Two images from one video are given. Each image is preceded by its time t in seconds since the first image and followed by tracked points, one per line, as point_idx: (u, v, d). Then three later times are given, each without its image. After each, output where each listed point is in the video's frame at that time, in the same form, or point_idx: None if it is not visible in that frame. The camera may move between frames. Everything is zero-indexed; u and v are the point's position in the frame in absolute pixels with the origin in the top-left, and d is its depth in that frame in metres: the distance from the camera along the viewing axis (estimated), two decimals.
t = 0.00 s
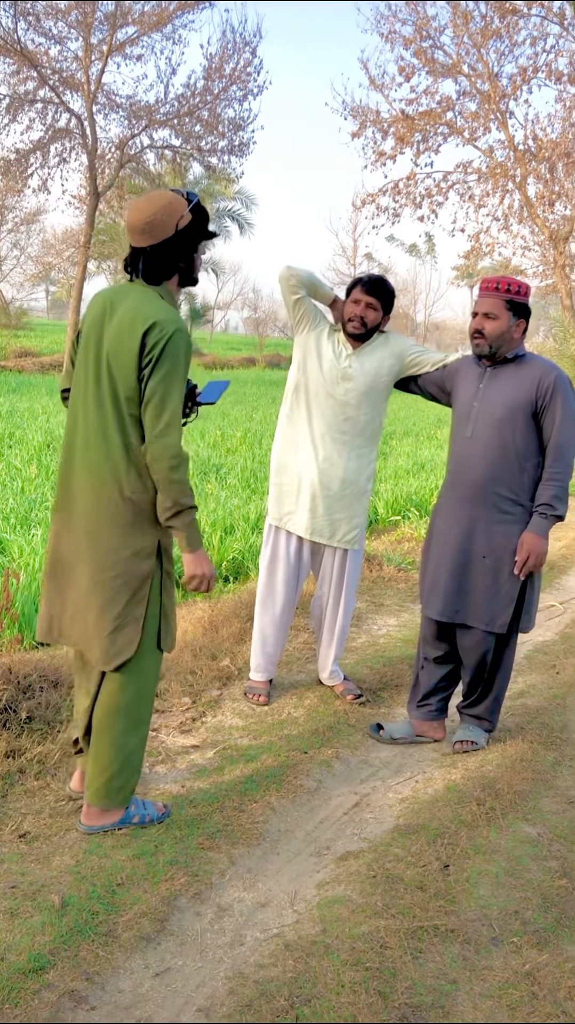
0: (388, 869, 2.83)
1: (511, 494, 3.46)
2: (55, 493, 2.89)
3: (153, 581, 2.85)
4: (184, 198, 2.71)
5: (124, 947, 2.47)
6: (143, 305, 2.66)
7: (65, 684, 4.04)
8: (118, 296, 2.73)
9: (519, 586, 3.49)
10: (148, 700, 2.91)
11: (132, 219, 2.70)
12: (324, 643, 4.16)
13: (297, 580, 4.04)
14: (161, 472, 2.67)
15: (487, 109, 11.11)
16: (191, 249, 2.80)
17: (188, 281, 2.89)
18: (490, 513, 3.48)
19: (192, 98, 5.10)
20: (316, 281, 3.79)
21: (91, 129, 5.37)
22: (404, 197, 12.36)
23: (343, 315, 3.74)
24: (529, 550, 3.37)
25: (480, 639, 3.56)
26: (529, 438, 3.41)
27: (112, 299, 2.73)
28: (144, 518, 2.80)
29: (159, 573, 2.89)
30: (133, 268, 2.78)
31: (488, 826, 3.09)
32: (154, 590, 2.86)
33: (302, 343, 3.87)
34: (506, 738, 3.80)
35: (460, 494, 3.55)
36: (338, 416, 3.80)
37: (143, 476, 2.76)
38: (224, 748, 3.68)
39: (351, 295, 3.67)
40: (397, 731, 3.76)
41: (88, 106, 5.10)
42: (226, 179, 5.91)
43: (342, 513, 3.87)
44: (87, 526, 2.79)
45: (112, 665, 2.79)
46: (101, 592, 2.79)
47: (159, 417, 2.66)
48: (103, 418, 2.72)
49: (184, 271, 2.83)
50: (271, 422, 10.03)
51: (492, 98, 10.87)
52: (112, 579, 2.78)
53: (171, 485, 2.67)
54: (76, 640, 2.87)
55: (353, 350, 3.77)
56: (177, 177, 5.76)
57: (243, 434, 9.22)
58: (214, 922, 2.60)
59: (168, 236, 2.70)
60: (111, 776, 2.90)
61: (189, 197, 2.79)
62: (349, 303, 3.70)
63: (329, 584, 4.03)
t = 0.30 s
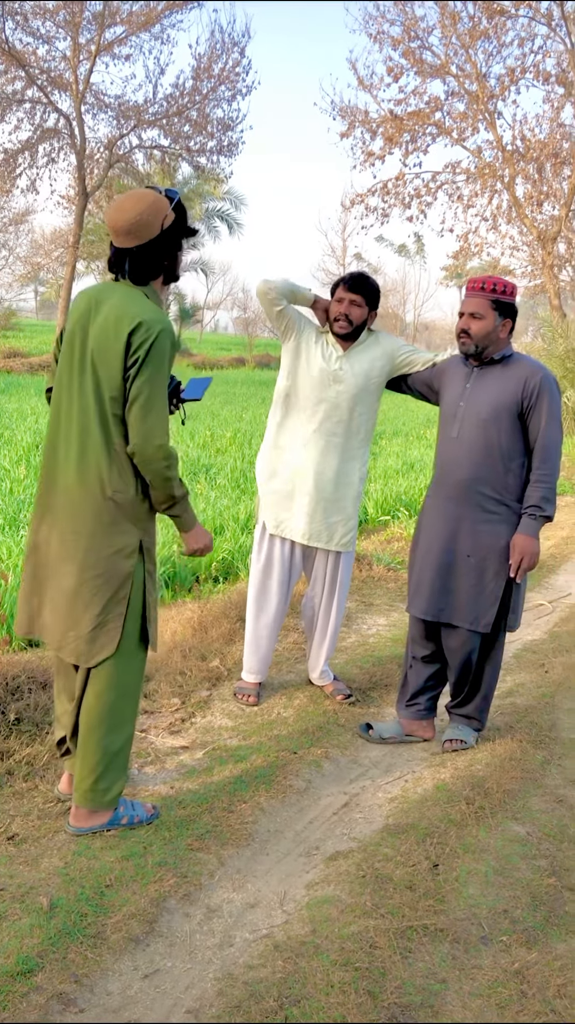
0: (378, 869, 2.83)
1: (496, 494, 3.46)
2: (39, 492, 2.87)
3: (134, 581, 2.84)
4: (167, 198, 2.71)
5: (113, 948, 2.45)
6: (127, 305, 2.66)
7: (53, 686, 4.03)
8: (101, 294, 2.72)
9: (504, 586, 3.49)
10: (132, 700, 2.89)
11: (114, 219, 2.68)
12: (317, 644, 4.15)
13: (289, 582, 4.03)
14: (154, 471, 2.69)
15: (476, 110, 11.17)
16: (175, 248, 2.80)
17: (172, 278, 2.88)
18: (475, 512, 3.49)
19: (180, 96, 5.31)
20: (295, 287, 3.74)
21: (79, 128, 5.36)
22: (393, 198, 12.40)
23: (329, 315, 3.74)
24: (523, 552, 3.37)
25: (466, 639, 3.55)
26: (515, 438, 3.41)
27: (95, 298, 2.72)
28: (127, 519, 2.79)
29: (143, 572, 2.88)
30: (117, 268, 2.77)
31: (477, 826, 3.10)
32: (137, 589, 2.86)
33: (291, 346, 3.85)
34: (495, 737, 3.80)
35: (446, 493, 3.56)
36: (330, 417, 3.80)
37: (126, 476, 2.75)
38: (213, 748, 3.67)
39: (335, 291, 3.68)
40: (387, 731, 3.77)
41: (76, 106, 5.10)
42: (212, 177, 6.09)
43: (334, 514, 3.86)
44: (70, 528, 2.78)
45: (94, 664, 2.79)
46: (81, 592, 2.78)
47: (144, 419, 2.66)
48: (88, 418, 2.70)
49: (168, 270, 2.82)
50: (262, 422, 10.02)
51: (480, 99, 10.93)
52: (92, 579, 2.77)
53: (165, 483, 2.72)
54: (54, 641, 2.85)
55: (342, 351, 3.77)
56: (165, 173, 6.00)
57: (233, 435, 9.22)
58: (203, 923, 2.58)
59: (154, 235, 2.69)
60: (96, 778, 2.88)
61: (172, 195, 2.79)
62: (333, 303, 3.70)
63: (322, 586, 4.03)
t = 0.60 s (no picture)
0: (367, 868, 2.82)
1: (483, 493, 3.46)
2: (27, 492, 2.84)
3: (124, 581, 2.83)
4: (153, 197, 2.70)
5: (102, 950, 2.44)
6: (114, 302, 2.64)
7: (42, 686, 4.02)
8: (88, 291, 2.70)
9: (491, 585, 3.49)
10: (120, 701, 2.88)
11: (100, 216, 2.67)
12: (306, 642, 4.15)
13: (279, 582, 4.02)
14: (147, 468, 2.69)
15: (464, 110, 11.21)
16: (160, 247, 2.79)
17: (157, 277, 2.85)
18: (463, 511, 3.49)
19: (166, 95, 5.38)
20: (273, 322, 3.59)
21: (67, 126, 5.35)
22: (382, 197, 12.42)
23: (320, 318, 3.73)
24: (505, 549, 3.37)
25: (454, 638, 3.55)
26: (502, 438, 3.41)
27: (82, 295, 2.70)
28: (116, 520, 2.78)
29: (132, 572, 2.87)
30: (102, 266, 2.76)
31: (466, 824, 3.10)
32: (126, 590, 2.84)
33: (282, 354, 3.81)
34: (484, 736, 3.80)
35: (433, 492, 3.56)
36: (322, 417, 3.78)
37: (115, 475, 2.73)
38: (203, 748, 3.66)
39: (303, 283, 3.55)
40: (376, 731, 3.77)
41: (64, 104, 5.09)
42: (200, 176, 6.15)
43: (328, 516, 3.85)
44: (59, 529, 2.76)
45: (85, 664, 2.78)
46: (71, 592, 2.77)
47: (135, 418, 2.64)
48: (78, 416, 2.68)
49: (154, 268, 2.80)
50: (251, 421, 10.01)
51: (469, 99, 10.96)
52: (81, 580, 2.76)
53: (156, 480, 2.73)
54: (44, 641, 2.84)
55: (334, 351, 3.75)
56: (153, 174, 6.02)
57: (222, 434, 9.21)
58: (192, 924, 2.58)
59: (140, 234, 2.68)
60: (84, 779, 2.86)
61: (158, 194, 2.78)
62: (324, 304, 3.69)
63: (312, 584, 4.02)
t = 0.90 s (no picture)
0: (358, 866, 2.82)
1: (473, 492, 3.47)
2: (16, 491, 2.83)
3: (116, 581, 2.82)
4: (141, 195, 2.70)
5: (93, 949, 2.44)
6: (106, 300, 2.63)
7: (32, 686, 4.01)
8: (79, 289, 2.69)
9: (480, 584, 3.49)
10: (112, 701, 2.87)
11: (90, 212, 2.66)
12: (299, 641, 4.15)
13: (274, 584, 4.01)
14: (139, 467, 2.67)
15: (455, 109, 11.23)
16: (150, 243, 2.79)
17: (147, 274, 2.85)
18: (452, 509, 3.49)
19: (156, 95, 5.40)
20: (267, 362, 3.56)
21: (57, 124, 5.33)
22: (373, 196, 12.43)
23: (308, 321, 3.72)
24: (490, 544, 3.36)
25: (444, 636, 3.55)
26: (493, 437, 3.42)
27: (73, 294, 2.68)
28: (108, 519, 2.77)
29: (124, 572, 2.86)
30: (92, 263, 2.74)
31: (457, 822, 3.10)
32: (118, 589, 2.83)
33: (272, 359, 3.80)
34: (475, 734, 3.81)
35: (423, 490, 3.56)
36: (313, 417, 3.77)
37: (108, 474, 2.72)
38: (194, 747, 3.65)
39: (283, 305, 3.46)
40: (367, 729, 3.77)
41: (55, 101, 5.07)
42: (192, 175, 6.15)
43: (323, 518, 3.85)
44: (51, 528, 2.75)
45: (79, 665, 2.77)
46: (63, 592, 2.75)
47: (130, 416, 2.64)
48: (69, 415, 2.67)
49: (144, 264, 2.79)
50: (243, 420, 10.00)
51: (460, 98, 10.98)
52: (73, 579, 2.75)
53: (145, 482, 2.69)
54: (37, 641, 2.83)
55: (324, 349, 3.74)
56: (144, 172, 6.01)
57: (213, 433, 9.20)
58: (184, 922, 2.57)
59: (131, 231, 2.68)
60: (77, 778, 2.85)
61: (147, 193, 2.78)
62: (307, 308, 3.70)
63: (306, 584, 4.01)
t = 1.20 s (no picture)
0: (351, 864, 2.82)
1: (467, 491, 3.47)
2: (9, 492, 2.81)
3: (109, 580, 2.82)
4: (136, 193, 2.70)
5: (85, 948, 2.43)
6: (99, 299, 2.62)
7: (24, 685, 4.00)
8: (71, 288, 2.68)
9: (474, 583, 3.50)
10: (105, 700, 2.87)
11: (84, 207, 2.65)
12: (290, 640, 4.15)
13: (261, 583, 4.01)
14: (131, 466, 2.67)
15: (447, 108, 11.25)
16: (143, 243, 2.79)
17: (138, 274, 2.85)
18: (446, 508, 3.49)
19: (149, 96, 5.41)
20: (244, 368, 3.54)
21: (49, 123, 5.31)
22: (365, 195, 12.43)
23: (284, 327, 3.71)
24: (486, 544, 3.38)
25: (437, 632, 3.56)
26: (487, 435, 3.42)
27: (65, 293, 2.67)
28: (101, 519, 2.76)
29: (118, 571, 2.85)
30: (85, 260, 2.72)
31: (450, 820, 3.11)
32: (111, 588, 2.83)
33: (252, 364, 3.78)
34: (467, 732, 3.81)
35: (417, 489, 3.56)
36: (298, 417, 3.76)
37: (101, 474, 2.72)
38: (186, 746, 3.65)
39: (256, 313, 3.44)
40: (359, 728, 3.77)
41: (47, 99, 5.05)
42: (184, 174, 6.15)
43: (312, 518, 3.84)
44: (43, 528, 2.73)
45: (73, 664, 2.76)
46: (57, 591, 2.74)
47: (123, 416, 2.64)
48: (60, 416, 2.66)
49: (137, 263, 2.80)
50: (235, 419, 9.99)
51: (451, 97, 10.99)
52: (65, 579, 2.74)
53: (137, 481, 2.68)
54: (27, 641, 2.81)
55: (305, 349, 3.73)
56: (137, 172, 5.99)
57: (206, 432, 9.18)
58: (177, 921, 2.57)
59: (125, 226, 2.67)
60: (69, 777, 2.85)
61: (142, 193, 2.79)
62: (281, 314, 3.67)
63: (297, 584, 4.01)
